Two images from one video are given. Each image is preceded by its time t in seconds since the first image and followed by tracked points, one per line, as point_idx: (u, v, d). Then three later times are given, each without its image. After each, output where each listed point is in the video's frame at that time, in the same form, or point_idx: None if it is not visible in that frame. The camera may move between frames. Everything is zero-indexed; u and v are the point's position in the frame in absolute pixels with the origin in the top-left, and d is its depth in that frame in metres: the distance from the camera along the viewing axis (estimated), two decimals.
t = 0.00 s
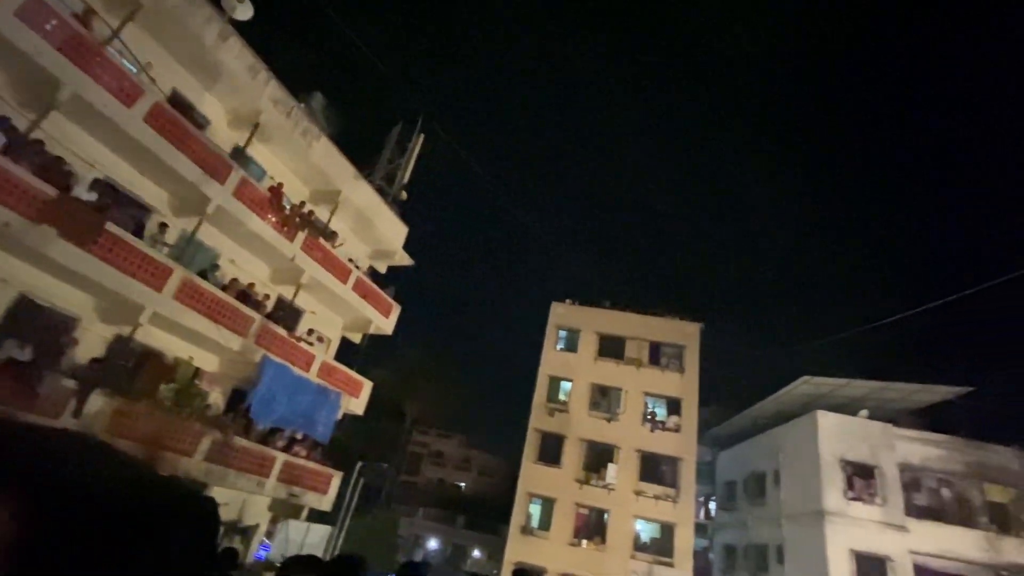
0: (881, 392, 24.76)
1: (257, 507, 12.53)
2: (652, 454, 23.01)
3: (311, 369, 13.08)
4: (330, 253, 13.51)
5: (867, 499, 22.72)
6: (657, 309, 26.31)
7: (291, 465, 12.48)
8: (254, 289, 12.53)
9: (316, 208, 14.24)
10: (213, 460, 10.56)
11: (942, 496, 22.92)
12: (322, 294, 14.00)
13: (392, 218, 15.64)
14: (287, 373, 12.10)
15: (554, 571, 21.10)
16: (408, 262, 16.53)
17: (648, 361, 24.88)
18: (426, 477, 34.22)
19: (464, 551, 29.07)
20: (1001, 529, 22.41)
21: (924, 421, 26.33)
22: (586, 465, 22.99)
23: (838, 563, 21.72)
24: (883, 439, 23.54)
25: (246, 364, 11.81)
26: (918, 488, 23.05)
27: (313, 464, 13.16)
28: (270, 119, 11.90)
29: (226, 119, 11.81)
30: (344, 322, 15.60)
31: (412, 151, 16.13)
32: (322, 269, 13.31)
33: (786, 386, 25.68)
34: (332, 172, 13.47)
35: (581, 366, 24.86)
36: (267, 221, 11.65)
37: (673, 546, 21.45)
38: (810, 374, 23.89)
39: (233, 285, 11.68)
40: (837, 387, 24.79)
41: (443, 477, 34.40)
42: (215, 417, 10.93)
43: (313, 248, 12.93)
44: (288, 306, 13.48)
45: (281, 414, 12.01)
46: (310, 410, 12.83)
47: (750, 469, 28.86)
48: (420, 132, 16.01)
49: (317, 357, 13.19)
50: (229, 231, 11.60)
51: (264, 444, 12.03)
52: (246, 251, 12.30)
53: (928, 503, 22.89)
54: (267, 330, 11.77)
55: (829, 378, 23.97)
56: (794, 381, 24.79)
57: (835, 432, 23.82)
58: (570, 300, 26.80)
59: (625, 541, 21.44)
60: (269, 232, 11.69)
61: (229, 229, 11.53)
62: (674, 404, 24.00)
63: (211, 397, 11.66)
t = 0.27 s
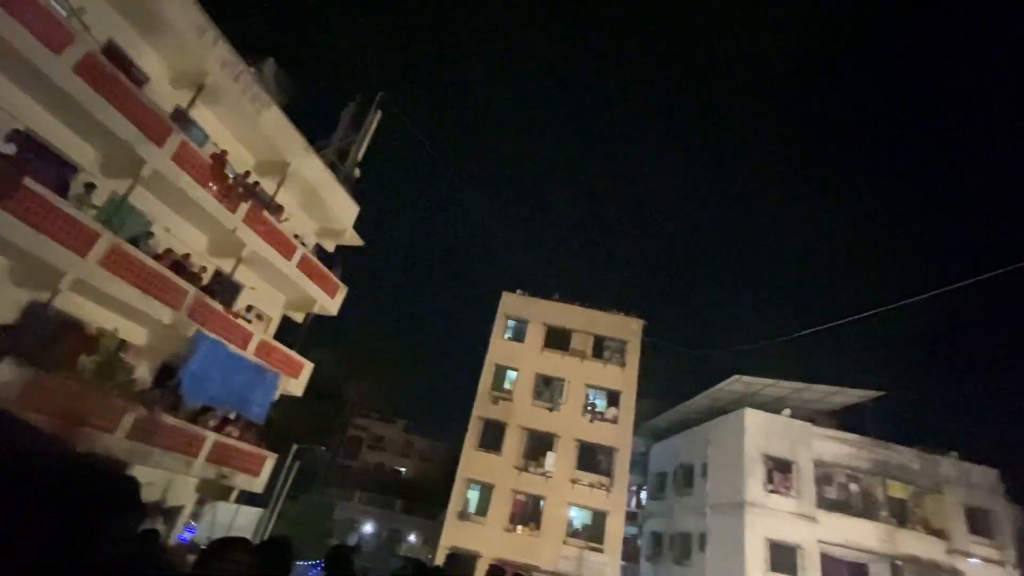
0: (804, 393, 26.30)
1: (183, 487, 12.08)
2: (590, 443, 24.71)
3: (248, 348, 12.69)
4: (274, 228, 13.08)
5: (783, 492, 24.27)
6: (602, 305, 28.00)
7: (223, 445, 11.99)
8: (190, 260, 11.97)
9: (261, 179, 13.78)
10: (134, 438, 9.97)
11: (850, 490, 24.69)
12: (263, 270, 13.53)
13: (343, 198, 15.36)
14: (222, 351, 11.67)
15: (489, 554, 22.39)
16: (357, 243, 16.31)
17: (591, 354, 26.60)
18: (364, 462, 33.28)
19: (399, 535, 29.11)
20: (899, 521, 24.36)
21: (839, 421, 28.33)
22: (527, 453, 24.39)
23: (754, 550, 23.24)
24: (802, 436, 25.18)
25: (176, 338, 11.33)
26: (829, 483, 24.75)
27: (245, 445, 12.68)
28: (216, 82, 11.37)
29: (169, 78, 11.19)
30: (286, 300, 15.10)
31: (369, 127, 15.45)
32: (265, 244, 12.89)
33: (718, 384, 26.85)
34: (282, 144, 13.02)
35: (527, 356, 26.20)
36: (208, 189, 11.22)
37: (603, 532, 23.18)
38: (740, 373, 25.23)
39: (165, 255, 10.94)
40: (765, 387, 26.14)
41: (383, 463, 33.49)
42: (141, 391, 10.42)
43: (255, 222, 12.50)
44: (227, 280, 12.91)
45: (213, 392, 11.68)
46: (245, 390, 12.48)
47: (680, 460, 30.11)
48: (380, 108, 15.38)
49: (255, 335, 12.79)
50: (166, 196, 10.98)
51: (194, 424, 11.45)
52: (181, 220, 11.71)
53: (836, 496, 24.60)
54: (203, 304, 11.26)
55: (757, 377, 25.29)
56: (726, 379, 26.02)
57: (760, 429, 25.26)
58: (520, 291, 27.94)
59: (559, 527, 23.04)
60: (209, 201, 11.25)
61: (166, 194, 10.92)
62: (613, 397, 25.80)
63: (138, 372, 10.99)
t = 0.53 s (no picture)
0: (728, 388, 27.53)
1: (95, 463, 11.40)
2: (525, 429, 25.71)
3: (174, 316, 12.13)
4: (210, 193, 12.40)
5: (703, 480, 25.67)
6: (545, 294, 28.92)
7: (140, 419, 11.41)
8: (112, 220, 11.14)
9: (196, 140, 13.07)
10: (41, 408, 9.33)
11: (762, 480, 26.39)
12: (195, 235, 12.84)
13: (289, 167, 14.63)
14: (145, 319, 11.08)
15: (419, 535, 22.97)
16: (299, 214, 15.65)
17: (532, 341, 27.53)
18: (296, 441, 31.96)
19: (327, 515, 28.42)
20: (802, 508, 26.30)
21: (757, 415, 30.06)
22: (463, 436, 25.05)
23: (672, 533, 24.48)
24: (724, 428, 26.72)
25: (92, 304, 10.50)
26: (745, 473, 26.36)
27: (165, 419, 12.07)
28: (150, 28, 10.50)
29: (96, 20, 10.23)
30: (218, 270, 14.35)
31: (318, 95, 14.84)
32: (199, 209, 12.22)
33: (649, 376, 27.80)
34: (220, 101, 12.33)
35: (469, 341, 26.84)
36: (137, 145, 10.47)
37: (533, 515, 24.28)
38: (671, 366, 26.24)
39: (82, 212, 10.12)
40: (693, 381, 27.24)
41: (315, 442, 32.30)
42: (51, 359, 9.59)
43: (188, 184, 11.78)
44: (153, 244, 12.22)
45: (134, 361, 11.17)
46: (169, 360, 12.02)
47: (609, 447, 31.07)
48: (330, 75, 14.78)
49: (182, 305, 12.24)
50: (88, 149, 10.15)
51: (110, 395, 10.75)
52: (104, 175, 10.85)
53: (751, 486, 26.24)
54: (126, 270, 10.69)
55: (686, 372, 26.38)
56: (657, 372, 26.99)
57: (685, 421, 26.46)
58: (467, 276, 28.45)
59: (489, 509, 23.95)
60: (137, 157, 10.52)
61: (88, 146, 10.08)
62: (551, 384, 26.98)
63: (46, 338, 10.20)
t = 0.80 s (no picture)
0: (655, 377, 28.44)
1: None
2: (459, 408, 25.91)
3: (84, 276, 11.24)
4: (133, 146, 11.48)
5: (625, 462, 26.78)
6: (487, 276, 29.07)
7: (40, 383, 10.75)
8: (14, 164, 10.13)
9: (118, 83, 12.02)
10: None
11: (679, 465, 27.91)
12: (111, 187, 11.87)
13: (223, 124, 13.75)
14: (48, 276, 10.23)
15: (344, 511, 22.77)
16: (230, 173, 14.87)
17: (472, 323, 27.68)
18: (217, 413, 30.91)
19: (249, 489, 28.19)
20: (712, 492, 27.94)
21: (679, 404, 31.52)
22: (395, 414, 25.00)
23: (594, 513, 25.43)
24: (648, 415, 27.95)
25: None
26: (664, 457, 27.79)
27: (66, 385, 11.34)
28: None
29: None
30: (137, 227, 13.42)
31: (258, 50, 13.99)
32: (120, 162, 11.31)
33: (581, 363, 28.79)
34: (146, 41, 11.31)
35: (408, 319, 26.75)
36: (47, 84, 9.48)
37: (461, 494, 24.55)
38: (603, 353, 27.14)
39: None
40: (623, 369, 28.09)
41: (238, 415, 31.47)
42: None
43: (107, 133, 10.80)
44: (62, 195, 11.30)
45: (33, 322, 10.19)
46: (74, 322, 11.10)
47: (539, 430, 31.72)
48: (272, 30, 13.95)
49: (95, 264, 11.34)
50: None
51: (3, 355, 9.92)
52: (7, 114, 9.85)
53: (669, 469, 27.71)
54: (28, 220, 9.72)
55: (617, 359, 27.31)
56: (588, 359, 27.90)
57: (613, 407, 27.40)
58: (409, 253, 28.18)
59: (418, 488, 24.05)
60: (48, 99, 9.54)
61: None
62: (487, 366, 27.21)
63: None
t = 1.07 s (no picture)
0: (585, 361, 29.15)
1: None
2: (391, 383, 25.71)
3: None
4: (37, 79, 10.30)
5: (551, 441, 27.51)
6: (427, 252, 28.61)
7: None
8: None
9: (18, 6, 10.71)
10: None
11: (601, 445, 28.95)
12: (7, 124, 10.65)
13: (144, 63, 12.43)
14: None
15: (263, 484, 22.26)
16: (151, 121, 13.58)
17: (409, 299, 27.28)
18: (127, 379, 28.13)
19: (157, 460, 27.83)
20: (631, 472, 29.18)
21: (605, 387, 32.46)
22: (323, 387, 24.55)
23: (517, 489, 26.09)
24: (575, 396, 28.76)
25: None
26: (588, 438, 28.71)
27: None
28: None
29: None
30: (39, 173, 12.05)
31: None
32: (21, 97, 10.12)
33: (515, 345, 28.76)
34: None
35: (342, 291, 26.05)
36: None
37: (387, 469, 24.51)
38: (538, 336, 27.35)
39: None
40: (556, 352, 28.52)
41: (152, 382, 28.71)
42: None
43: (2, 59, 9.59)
44: None
45: None
46: None
47: (470, 407, 31.90)
48: None
49: None
50: None
51: None
52: None
53: (591, 449, 28.69)
54: None
55: (551, 343, 27.64)
56: (522, 340, 28.11)
57: (543, 388, 28.05)
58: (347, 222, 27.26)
59: (343, 462, 23.81)
60: None
61: None
62: (422, 342, 26.99)
63: None
